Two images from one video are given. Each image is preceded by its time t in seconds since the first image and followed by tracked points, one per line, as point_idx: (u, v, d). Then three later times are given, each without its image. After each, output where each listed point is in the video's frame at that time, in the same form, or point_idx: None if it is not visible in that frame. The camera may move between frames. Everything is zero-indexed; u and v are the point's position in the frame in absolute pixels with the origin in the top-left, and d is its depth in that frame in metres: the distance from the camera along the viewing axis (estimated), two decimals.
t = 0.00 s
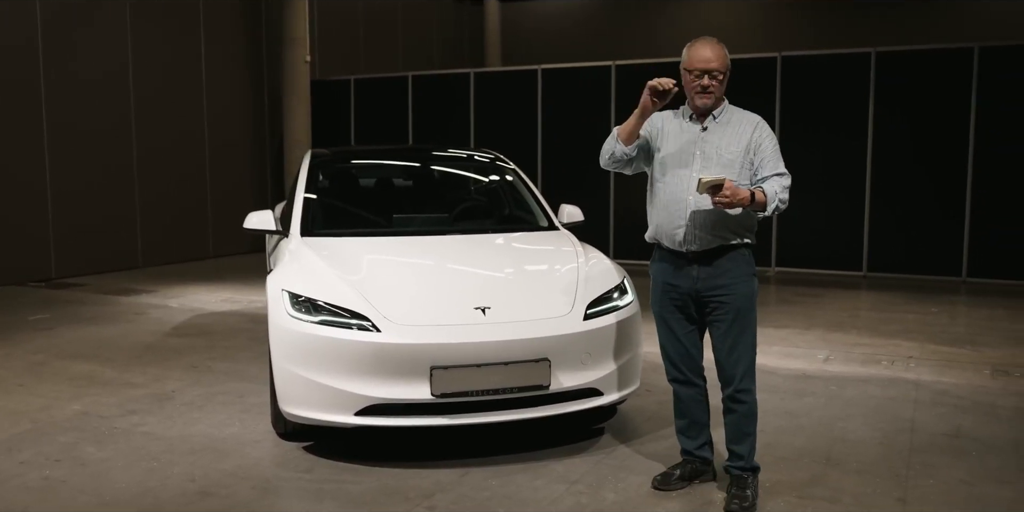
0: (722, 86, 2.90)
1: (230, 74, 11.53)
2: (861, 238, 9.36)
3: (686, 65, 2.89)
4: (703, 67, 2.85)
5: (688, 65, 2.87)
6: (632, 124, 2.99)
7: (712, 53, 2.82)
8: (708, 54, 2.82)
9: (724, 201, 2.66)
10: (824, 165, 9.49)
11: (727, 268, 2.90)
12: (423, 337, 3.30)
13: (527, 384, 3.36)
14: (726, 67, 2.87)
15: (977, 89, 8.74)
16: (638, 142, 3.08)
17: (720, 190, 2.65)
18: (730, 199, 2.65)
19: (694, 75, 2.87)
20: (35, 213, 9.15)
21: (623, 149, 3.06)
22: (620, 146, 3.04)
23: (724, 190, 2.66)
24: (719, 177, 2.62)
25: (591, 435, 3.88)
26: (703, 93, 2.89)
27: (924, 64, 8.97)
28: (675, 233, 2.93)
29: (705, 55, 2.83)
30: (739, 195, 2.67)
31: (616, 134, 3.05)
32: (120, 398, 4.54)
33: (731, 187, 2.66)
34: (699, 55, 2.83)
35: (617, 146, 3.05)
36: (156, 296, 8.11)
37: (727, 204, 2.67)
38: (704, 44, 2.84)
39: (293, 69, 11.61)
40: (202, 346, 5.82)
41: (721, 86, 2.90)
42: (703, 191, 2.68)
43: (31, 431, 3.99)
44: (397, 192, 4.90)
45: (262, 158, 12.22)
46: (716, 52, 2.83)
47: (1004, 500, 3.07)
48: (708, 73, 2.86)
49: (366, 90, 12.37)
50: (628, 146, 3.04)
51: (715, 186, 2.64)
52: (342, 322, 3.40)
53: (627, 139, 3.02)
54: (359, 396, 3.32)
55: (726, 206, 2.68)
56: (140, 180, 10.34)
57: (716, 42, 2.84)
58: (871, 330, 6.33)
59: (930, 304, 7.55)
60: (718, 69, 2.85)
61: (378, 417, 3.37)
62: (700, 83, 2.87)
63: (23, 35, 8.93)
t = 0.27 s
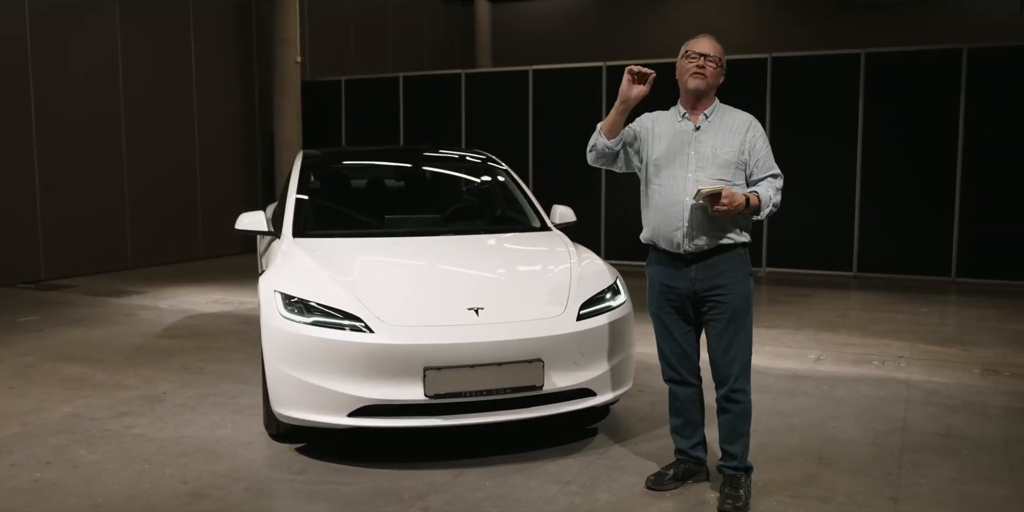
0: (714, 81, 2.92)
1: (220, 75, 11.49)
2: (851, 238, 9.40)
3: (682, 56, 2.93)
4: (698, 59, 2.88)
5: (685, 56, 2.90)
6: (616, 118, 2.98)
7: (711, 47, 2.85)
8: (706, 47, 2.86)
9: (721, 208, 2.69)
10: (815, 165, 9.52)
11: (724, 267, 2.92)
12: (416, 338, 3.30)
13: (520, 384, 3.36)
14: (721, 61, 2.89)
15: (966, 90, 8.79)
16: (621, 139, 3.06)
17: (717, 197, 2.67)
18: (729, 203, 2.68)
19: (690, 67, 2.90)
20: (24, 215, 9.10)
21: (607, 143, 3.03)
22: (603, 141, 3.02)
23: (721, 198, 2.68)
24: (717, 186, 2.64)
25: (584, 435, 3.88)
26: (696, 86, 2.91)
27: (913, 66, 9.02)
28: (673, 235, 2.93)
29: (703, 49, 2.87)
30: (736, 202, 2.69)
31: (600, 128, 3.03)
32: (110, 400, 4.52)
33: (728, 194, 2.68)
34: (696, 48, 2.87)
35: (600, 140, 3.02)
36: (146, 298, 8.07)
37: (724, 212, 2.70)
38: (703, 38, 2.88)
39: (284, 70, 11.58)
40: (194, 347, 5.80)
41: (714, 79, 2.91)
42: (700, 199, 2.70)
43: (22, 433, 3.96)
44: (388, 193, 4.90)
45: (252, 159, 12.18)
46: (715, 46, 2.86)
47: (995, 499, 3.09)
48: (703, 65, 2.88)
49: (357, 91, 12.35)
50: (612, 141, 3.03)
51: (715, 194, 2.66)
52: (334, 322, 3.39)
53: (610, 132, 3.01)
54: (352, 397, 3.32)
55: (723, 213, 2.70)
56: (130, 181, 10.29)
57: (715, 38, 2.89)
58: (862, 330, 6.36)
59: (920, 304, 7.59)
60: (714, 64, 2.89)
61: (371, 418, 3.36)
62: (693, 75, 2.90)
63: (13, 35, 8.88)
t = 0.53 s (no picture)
0: (707, 85, 2.92)
1: (210, 76, 11.46)
2: (841, 240, 9.45)
3: (673, 60, 2.93)
4: (689, 63, 2.88)
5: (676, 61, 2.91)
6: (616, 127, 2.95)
7: (702, 50, 2.85)
8: (698, 51, 2.86)
9: (730, 202, 2.73)
10: (805, 167, 9.56)
11: (727, 268, 2.94)
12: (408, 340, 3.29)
13: (513, 386, 3.37)
14: (714, 64, 2.90)
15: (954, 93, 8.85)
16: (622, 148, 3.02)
17: (726, 192, 2.71)
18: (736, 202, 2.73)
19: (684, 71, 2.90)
20: (12, 217, 9.05)
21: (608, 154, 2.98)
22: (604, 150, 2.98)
23: (730, 193, 2.72)
24: (727, 179, 2.68)
25: (577, 437, 3.89)
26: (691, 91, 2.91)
27: (902, 69, 9.07)
28: (679, 241, 2.93)
29: (694, 53, 2.86)
30: (743, 198, 2.74)
31: (600, 139, 2.99)
32: (101, 403, 4.49)
33: (736, 189, 2.73)
34: (689, 51, 2.87)
35: (601, 151, 2.98)
36: (136, 300, 8.04)
37: (732, 207, 2.74)
38: (693, 42, 2.88)
39: (274, 71, 11.55)
40: (185, 350, 5.78)
41: (707, 84, 2.92)
42: (708, 195, 2.74)
43: (11, 437, 3.94)
44: (379, 196, 4.91)
45: (243, 161, 12.15)
46: (707, 49, 2.87)
47: (984, 498, 3.12)
48: (695, 70, 2.89)
49: (348, 93, 12.33)
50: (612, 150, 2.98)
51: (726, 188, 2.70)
52: (327, 324, 3.39)
53: (611, 142, 2.96)
54: (344, 399, 3.31)
55: (732, 209, 2.74)
56: (119, 183, 10.25)
57: (704, 41, 2.89)
58: (852, 331, 6.39)
59: (910, 305, 7.63)
60: (707, 67, 2.89)
61: (363, 420, 3.36)
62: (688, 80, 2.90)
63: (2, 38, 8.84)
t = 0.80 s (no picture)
0: (705, 84, 2.93)
1: (201, 76, 11.42)
2: (831, 241, 9.48)
3: (670, 61, 2.93)
4: (687, 63, 2.89)
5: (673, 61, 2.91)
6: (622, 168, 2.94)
7: (699, 51, 2.85)
8: (695, 51, 2.86)
9: (727, 209, 2.73)
10: (796, 167, 9.59)
11: (722, 268, 2.95)
12: (402, 340, 3.29)
13: (506, 386, 3.36)
14: (711, 65, 2.90)
15: (944, 94, 8.89)
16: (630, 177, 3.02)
17: (724, 198, 2.71)
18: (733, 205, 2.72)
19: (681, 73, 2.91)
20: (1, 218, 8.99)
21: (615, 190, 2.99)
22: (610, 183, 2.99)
23: (727, 199, 2.72)
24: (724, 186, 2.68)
25: (570, 437, 3.89)
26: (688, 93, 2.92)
27: (891, 70, 9.11)
28: (673, 240, 2.94)
29: (691, 53, 2.87)
30: (740, 202, 2.74)
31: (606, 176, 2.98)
32: (92, 404, 4.47)
33: (734, 195, 2.72)
34: (686, 51, 2.86)
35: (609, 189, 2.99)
36: (127, 301, 8.00)
37: (729, 212, 2.73)
38: (691, 40, 2.88)
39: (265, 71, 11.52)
40: (176, 351, 5.75)
41: (704, 84, 2.93)
42: (705, 200, 2.73)
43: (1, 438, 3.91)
44: (371, 196, 4.96)
45: (233, 161, 12.10)
46: (704, 48, 2.86)
47: (974, 497, 3.13)
48: (692, 71, 2.90)
49: (339, 93, 12.31)
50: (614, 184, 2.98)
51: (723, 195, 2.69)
52: (319, 325, 3.38)
53: (616, 182, 2.96)
54: (337, 400, 3.30)
55: (728, 214, 2.74)
56: (109, 183, 10.20)
57: (702, 39, 2.89)
58: (843, 331, 6.41)
59: (900, 305, 7.67)
60: (704, 67, 2.89)
61: (356, 421, 3.35)
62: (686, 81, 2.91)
63: None
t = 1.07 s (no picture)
0: (697, 85, 2.93)
1: (188, 76, 11.36)
2: (819, 242, 9.52)
3: (662, 62, 2.93)
4: (678, 65, 2.89)
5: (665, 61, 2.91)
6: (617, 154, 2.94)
7: (691, 51, 2.85)
8: (688, 51, 2.86)
9: (712, 207, 2.73)
10: (784, 167, 9.62)
11: (714, 269, 2.95)
12: (392, 341, 3.28)
13: (497, 387, 3.35)
14: (703, 67, 2.90)
15: (932, 96, 8.94)
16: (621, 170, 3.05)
17: (709, 196, 2.71)
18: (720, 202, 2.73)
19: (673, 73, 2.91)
20: None
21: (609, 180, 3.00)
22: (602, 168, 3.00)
23: (712, 197, 2.72)
24: (709, 184, 2.67)
25: (560, 438, 3.88)
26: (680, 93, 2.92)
27: (879, 72, 9.17)
28: (663, 239, 2.95)
29: (684, 54, 2.87)
30: (726, 200, 2.74)
31: (601, 164, 2.99)
32: (79, 406, 4.43)
33: (718, 193, 2.73)
34: (678, 51, 2.86)
35: (603, 177, 2.99)
36: (114, 302, 7.95)
37: (715, 209, 2.74)
38: (684, 41, 2.88)
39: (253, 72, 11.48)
40: (164, 352, 5.71)
41: (696, 85, 2.93)
42: (690, 197, 2.74)
43: None
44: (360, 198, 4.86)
45: (221, 162, 12.05)
46: (697, 48, 2.86)
47: (963, 496, 3.15)
48: (684, 73, 2.90)
49: (327, 93, 12.27)
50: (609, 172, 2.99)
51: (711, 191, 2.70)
52: (309, 326, 3.36)
53: (611, 169, 2.96)
54: (328, 401, 3.28)
55: (714, 212, 2.74)
56: (96, 184, 10.13)
57: (695, 40, 2.89)
58: (832, 332, 6.43)
59: (889, 305, 7.71)
60: (696, 68, 2.89)
61: (347, 421, 3.33)
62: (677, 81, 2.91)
63: None
